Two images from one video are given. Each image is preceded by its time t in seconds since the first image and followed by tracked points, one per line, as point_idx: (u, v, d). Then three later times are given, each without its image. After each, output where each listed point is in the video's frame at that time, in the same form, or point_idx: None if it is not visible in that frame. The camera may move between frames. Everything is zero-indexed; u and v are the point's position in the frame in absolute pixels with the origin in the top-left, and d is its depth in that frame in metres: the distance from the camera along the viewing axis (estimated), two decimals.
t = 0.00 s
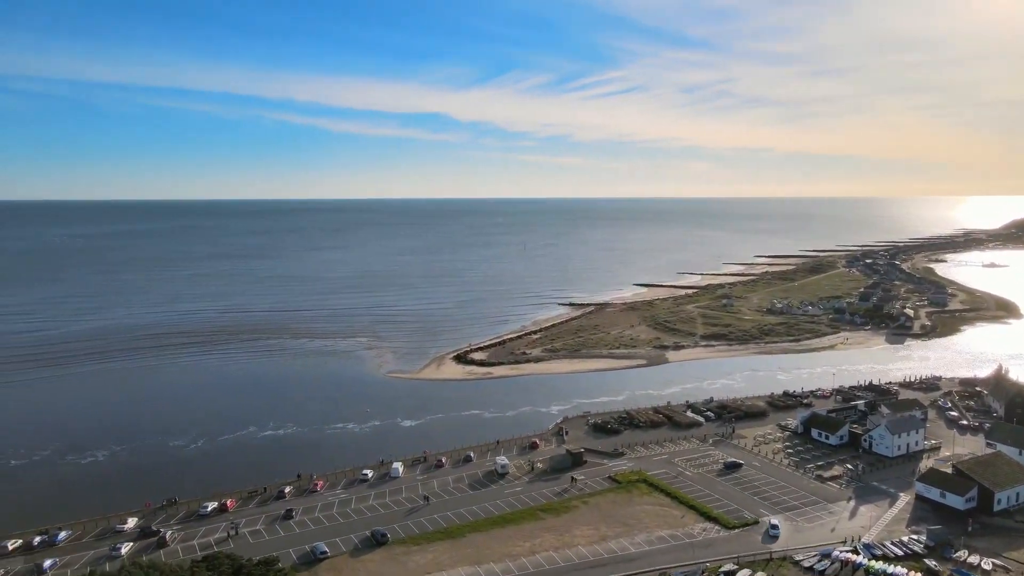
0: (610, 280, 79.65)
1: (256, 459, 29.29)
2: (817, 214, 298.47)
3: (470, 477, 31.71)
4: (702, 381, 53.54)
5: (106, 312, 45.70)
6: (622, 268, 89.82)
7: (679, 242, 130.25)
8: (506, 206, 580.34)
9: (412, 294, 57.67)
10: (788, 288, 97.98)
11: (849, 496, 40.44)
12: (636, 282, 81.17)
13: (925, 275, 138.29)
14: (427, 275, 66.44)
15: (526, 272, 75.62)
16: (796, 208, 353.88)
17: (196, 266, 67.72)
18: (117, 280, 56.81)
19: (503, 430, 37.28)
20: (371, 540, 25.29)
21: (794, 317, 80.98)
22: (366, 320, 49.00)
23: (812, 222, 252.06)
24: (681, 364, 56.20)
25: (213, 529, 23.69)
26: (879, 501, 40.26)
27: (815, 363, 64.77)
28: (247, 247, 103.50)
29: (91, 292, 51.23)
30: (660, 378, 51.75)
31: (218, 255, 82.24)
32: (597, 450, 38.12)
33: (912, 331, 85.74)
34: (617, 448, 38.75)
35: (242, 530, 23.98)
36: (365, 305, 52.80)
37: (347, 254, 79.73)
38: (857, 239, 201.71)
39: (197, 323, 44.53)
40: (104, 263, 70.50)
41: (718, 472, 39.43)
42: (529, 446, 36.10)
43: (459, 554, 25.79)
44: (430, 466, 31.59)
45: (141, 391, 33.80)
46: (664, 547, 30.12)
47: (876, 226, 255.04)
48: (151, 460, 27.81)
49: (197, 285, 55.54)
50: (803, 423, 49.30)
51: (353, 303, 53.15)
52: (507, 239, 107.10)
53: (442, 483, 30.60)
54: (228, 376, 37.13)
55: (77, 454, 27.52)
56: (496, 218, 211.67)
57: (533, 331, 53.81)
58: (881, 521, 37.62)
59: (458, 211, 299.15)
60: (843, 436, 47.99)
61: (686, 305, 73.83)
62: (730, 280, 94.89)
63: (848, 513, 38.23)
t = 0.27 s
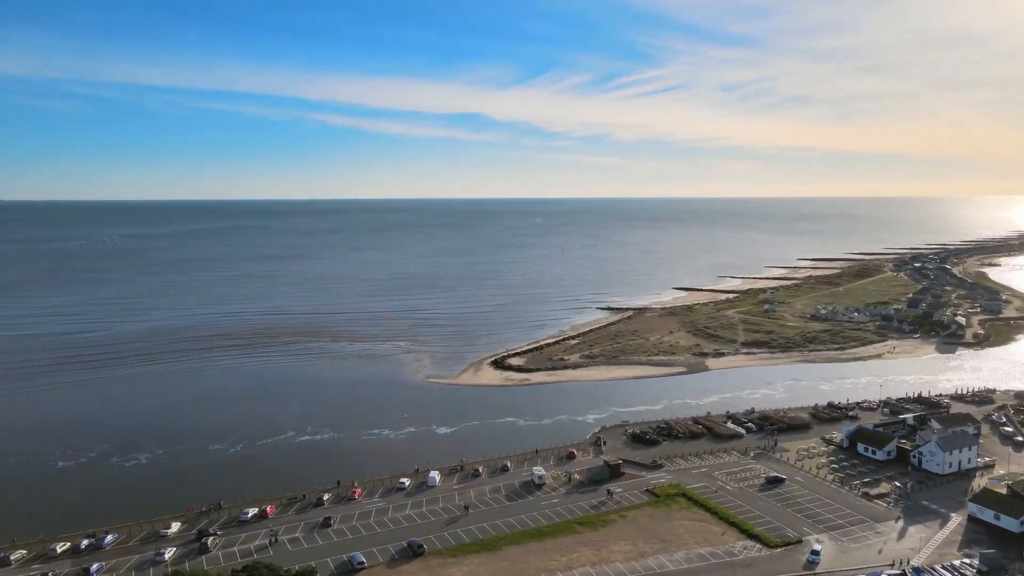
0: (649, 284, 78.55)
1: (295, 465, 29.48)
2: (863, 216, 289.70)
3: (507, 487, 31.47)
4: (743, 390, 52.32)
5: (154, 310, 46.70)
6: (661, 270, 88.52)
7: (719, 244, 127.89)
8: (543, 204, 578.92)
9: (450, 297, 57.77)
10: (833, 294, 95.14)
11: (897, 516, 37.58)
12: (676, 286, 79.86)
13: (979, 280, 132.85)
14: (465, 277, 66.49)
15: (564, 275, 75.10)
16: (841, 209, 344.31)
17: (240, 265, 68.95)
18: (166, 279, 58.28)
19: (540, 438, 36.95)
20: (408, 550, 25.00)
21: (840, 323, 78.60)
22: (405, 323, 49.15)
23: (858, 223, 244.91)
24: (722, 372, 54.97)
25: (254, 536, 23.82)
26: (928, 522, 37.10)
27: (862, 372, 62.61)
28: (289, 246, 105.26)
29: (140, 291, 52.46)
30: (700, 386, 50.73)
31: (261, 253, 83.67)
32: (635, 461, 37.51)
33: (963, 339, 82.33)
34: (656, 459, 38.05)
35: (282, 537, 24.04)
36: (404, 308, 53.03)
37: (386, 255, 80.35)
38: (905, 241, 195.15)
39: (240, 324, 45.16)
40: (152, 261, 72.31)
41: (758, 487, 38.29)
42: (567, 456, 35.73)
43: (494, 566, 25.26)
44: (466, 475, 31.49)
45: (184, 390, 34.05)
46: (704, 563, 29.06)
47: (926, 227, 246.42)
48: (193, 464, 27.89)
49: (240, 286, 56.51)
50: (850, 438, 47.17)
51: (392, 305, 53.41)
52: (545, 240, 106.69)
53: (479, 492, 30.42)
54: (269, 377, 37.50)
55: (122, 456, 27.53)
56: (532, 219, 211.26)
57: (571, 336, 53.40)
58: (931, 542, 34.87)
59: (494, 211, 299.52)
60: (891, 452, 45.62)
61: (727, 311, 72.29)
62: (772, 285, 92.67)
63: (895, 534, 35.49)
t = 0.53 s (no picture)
0: (690, 288, 77.17)
1: (334, 471, 29.48)
2: (913, 217, 280.19)
3: (544, 498, 31.06)
4: (787, 400, 50.94)
5: (199, 308, 47.51)
6: (702, 274, 86.94)
7: (762, 246, 125.09)
8: (579, 202, 575.55)
9: (488, 301, 57.63)
10: (881, 299, 91.94)
11: (949, 537, 34.32)
12: (717, 290, 78.30)
13: None
14: (503, 280, 66.30)
15: (602, 278, 74.30)
16: (888, 210, 333.89)
17: (283, 265, 70.00)
18: (212, 278, 59.48)
19: (577, 447, 36.48)
20: (445, 561, 24.45)
21: (889, 331, 75.97)
22: (443, 327, 49.13)
23: (907, 224, 236.83)
24: (764, 381, 53.53)
25: (294, 543, 23.66)
26: (984, 545, 33.63)
27: (913, 382, 60.28)
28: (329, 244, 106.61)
29: (187, 288, 53.49)
30: (742, 396, 49.54)
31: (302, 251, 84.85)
32: (675, 474, 36.82)
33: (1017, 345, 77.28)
34: (696, 472, 37.18)
35: (320, 544, 23.77)
36: (442, 311, 53.07)
37: (425, 255, 80.69)
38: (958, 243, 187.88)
39: (281, 324, 45.64)
40: (199, 259, 73.95)
41: (802, 504, 36.58)
42: (605, 467, 35.19)
43: None
44: (504, 485, 31.23)
45: (227, 390, 34.22)
46: None
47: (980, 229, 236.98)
48: (235, 468, 27.89)
49: (283, 286, 57.28)
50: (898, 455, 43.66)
51: (431, 309, 53.52)
52: (583, 241, 105.90)
53: (516, 504, 30.05)
54: (309, 378, 37.69)
55: (165, 459, 27.53)
56: (569, 219, 210.15)
57: (610, 342, 52.78)
58: (986, 567, 31.45)
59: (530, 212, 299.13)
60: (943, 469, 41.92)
61: (769, 316, 70.52)
62: (817, 290, 90.17)
63: (947, 556, 32.33)
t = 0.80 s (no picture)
0: (732, 292, 75.57)
1: (372, 478, 29.48)
2: (966, 217, 269.81)
3: (581, 510, 30.50)
4: (834, 409, 49.31)
5: (243, 308, 48.34)
6: (744, 277, 85.07)
7: (806, 248, 121.93)
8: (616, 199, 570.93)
9: (526, 305, 57.33)
10: (932, 304, 88.37)
11: (1007, 561, 31.09)
12: (759, 295, 76.48)
13: None
14: (541, 283, 65.89)
15: (642, 281, 73.27)
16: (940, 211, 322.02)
17: (325, 265, 70.96)
18: (255, 278, 60.59)
19: (614, 457, 35.91)
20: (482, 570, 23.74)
21: (941, 338, 73.05)
22: (481, 331, 48.98)
23: (960, 225, 228.14)
24: (809, 391, 51.99)
25: (333, 551, 23.57)
26: None
27: (969, 392, 57.72)
28: (369, 242, 107.85)
29: (232, 289, 54.59)
30: (787, 406, 48.13)
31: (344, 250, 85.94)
32: (716, 488, 35.94)
33: None
34: (737, 486, 36.20)
35: (358, 553, 23.61)
36: (480, 315, 52.95)
37: (464, 257, 80.85)
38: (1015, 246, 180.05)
39: (322, 326, 46.09)
40: (245, 258, 75.65)
41: (848, 522, 34.46)
42: (644, 479, 34.49)
43: None
44: (541, 496, 30.83)
45: (267, 393, 34.58)
46: None
47: None
48: (273, 473, 28.02)
49: (324, 287, 57.97)
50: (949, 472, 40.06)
51: (469, 312, 53.49)
52: (622, 243, 104.78)
53: (553, 515, 29.56)
54: (348, 381, 37.89)
55: (205, 463, 27.75)
56: (608, 219, 208.78)
57: (649, 348, 51.97)
58: None
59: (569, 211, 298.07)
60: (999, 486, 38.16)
61: (815, 323, 68.49)
62: (865, 295, 87.38)
63: None
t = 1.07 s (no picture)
0: (775, 296, 73.69)
1: (410, 485, 29.30)
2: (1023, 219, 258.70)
3: (620, 523, 29.73)
4: (884, 419, 47.46)
5: (285, 310, 48.99)
6: (788, 281, 82.91)
7: (852, 251, 118.40)
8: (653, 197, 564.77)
9: (565, 309, 56.83)
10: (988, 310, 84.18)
11: None
12: (804, 300, 74.42)
13: None
14: (581, 286, 65.37)
15: (682, 284, 71.98)
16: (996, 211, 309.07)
17: (367, 266, 71.74)
18: (297, 279, 61.44)
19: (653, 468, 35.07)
20: None
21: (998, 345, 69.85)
22: (520, 336, 48.71)
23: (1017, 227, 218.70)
24: (858, 401, 50.23)
25: (371, 560, 23.44)
26: None
27: None
28: (410, 242, 108.68)
29: (274, 290, 55.41)
30: (834, 417, 46.48)
31: (386, 251, 86.86)
32: (760, 503, 34.72)
33: None
34: (781, 502, 34.81)
35: (396, 564, 23.45)
36: (520, 319, 52.71)
37: (503, 258, 80.81)
38: None
39: (363, 328, 46.42)
40: (290, 258, 77.07)
41: (898, 543, 32.05)
42: (685, 492, 33.52)
43: None
44: (579, 507, 30.25)
45: (306, 397, 34.81)
46: None
47: None
48: (312, 478, 28.01)
49: (364, 288, 58.51)
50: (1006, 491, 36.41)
51: (507, 315, 53.24)
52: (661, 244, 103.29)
53: (592, 527, 28.92)
54: (386, 385, 37.97)
55: (245, 465, 27.81)
56: (649, 220, 206.46)
57: (690, 354, 51.04)
58: None
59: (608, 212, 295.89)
60: None
61: (862, 330, 66.08)
62: (916, 300, 84.28)
63: None
